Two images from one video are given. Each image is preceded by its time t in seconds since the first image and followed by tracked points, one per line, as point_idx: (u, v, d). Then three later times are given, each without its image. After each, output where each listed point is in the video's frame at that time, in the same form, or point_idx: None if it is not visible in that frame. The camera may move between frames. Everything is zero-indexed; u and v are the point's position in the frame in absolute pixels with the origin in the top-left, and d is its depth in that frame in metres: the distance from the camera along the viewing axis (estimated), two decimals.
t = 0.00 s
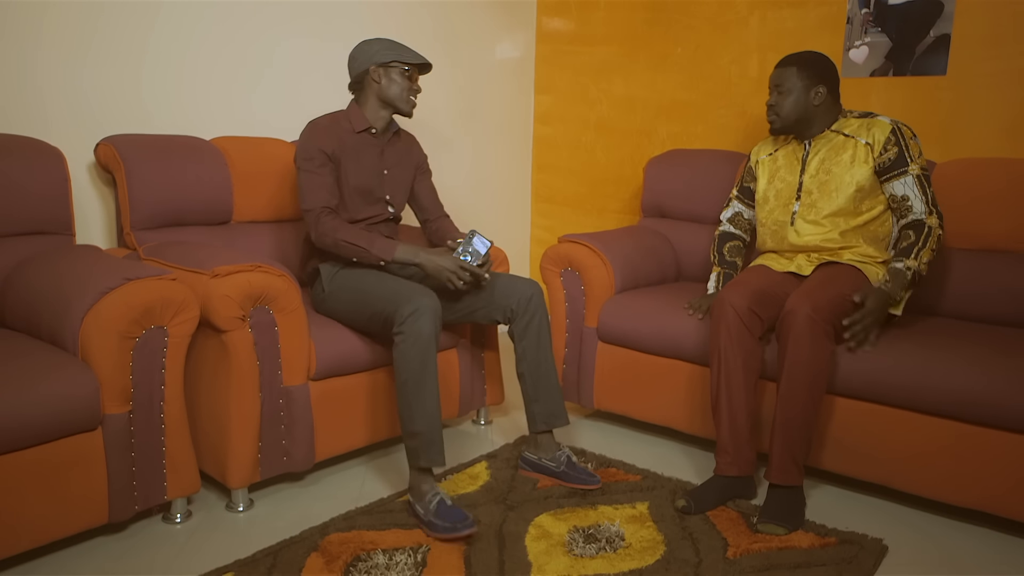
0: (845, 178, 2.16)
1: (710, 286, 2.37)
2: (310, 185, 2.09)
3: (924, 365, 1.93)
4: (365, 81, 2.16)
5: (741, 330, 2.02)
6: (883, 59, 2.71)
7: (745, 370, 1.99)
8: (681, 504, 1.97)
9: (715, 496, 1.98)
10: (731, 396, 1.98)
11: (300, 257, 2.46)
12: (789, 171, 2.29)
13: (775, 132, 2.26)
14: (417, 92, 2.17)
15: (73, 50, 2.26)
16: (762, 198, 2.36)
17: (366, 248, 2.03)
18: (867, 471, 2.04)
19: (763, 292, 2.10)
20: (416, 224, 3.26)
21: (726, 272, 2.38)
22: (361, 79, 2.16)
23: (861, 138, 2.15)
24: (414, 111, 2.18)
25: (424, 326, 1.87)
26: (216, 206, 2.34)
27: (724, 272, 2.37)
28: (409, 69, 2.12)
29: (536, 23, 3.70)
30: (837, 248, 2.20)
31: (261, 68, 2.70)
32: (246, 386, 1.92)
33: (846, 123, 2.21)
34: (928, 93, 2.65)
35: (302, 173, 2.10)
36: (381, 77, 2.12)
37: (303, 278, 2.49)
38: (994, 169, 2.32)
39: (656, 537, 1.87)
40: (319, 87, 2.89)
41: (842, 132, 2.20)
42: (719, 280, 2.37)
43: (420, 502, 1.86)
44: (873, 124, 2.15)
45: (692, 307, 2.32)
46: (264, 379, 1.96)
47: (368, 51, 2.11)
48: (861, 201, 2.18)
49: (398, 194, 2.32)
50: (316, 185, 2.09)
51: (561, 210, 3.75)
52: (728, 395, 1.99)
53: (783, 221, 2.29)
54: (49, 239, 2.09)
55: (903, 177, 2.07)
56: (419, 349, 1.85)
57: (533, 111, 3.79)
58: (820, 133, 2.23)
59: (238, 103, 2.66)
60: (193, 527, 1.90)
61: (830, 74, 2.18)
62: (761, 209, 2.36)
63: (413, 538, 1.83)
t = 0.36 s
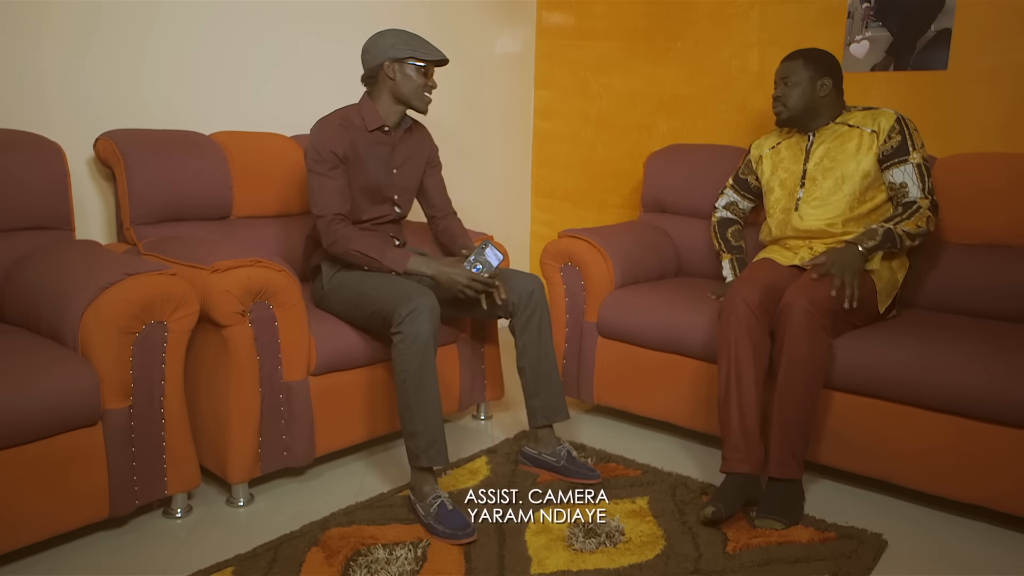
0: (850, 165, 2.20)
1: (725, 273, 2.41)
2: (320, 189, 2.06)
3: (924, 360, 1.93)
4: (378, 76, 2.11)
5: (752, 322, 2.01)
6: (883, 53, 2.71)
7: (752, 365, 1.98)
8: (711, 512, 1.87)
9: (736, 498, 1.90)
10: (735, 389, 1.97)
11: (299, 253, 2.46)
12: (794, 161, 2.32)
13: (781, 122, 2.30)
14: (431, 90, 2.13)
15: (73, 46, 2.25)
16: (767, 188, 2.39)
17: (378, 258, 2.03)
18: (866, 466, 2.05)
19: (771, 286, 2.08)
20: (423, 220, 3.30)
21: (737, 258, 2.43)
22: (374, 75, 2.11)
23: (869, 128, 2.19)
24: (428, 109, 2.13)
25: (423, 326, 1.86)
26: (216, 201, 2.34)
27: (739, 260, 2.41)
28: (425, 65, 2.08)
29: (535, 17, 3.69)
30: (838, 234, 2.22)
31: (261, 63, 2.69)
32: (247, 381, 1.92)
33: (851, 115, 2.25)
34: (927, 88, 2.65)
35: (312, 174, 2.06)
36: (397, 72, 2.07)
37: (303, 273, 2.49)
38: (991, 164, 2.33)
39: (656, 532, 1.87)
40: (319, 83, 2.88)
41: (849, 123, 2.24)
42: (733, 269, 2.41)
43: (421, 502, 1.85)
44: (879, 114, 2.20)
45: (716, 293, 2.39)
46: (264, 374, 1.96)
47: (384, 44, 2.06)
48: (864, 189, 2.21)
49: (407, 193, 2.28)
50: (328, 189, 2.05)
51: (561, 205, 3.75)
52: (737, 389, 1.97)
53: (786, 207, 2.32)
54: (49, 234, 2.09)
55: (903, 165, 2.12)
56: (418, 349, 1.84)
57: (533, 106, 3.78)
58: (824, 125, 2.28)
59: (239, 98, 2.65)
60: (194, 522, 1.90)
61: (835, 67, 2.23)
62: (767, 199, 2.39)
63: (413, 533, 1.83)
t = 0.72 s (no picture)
0: (841, 161, 2.21)
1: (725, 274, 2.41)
2: (331, 196, 2.03)
3: (923, 359, 1.93)
4: (394, 81, 2.08)
5: (746, 325, 2.00)
6: (883, 53, 2.71)
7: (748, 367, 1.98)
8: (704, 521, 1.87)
9: (730, 504, 1.90)
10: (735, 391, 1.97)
11: (299, 252, 2.46)
12: (787, 162, 2.33)
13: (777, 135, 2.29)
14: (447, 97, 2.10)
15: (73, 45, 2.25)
16: (763, 191, 2.40)
17: (385, 268, 2.04)
18: (866, 465, 2.05)
19: (767, 288, 2.07)
20: (434, 219, 3.37)
21: (738, 261, 2.42)
22: (390, 79, 2.08)
23: (858, 125, 2.20)
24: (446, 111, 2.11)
25: (422, 326, 1.86)
26: (216, 200, 2.34)
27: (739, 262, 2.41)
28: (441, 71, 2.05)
29: (535, 16, 3.69)
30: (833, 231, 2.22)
31: (261, 62, 2.69)
32: (247, 380, 1.92)
33: (843, 114, 2.25)
34: (927, 87, 2.65)
35: (322, 180, 2.04)
36: (412, 79, 2.04)
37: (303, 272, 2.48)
38: (991, 163, 2.32)
39: (656, 531, 1.87)
40: (320, 82, 2.88)
41: (839, 122, 2.24)
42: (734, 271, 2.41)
43: (421, 501, 1.85)
44: (868, 110, 2.20)
45: (715, 293, 2.41)
46: (264, 373, 1.96)
47: (400, 50, 2.02)
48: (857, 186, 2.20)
49: (416, 195, 2.27)
50: (339, 197, 2.03)
51: (561, 204, 3.75)
52: (732, 393, 1.96)
53: (781, 207, 2.33)
54: (48, 233, 2.09)
55: (892, 160, 2.13)
56: (417, 347, 1.84)
57: (533, 105, 3.78)
58: (818, 127, 2.28)
59: (239, 98, 2.65)
60: (194, 521, 1.90)
61: (813, 68, 2.24)
62: (765, 202, 2.39)
63: (413, 532, 1.84)
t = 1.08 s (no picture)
0: (843, 160, 2.21)
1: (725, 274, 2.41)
2: (338, 198, 2.03)
3: (923, 359, 1.93)
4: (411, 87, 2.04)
5: (750, 325, 1.99)
6: (883, 52, 2.71)
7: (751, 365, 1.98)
8: (702, 514, 1.89)
9: (730, 503, 1.91)
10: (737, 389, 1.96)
11: (299, 251, 2.46)
12: (788, 164, 2.34)
13: (778, 135, 2.29)
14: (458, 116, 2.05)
15: (73, 44, 2.25)
16: (764, 193, 2.39)
17: (388, 270, 2.03)
18: (865, 464, 2.05)
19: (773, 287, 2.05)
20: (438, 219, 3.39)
21: (738, 260, 2.42)
22: (408, 84, 2.04)
23: (859, 124, 2.21)
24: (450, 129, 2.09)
25: (422, 326, 1.86)
26: (216, 199, 2.33)
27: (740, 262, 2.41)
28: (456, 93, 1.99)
29: (535, 15, 3.69)
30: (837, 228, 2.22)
31: (261, 62, 2.69)
32: (247, 380, 1.92)
33: (843, 113, 2.26)
34: (927, 86, 2.64)
35: (331, 181, 2.04)
36: (425, 92, 2.00)
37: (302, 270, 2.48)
38: (991, 162, 2.32)
39: (656, 530, 1.87)
40: (320, 81, 2.88)
41: (839, 121, 2.24)
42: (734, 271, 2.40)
43: (421, 501, 1.85)
44: (868, 109, 2.21)
45: (715, 293, 2.41)
46: (264, 372, 1.96)
47: (421, 59, 1.96)
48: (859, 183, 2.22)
49: (425, 200, 2.27)
50: (346, 201, 2.03)
51: (561, 203, 3.75)
52: (736, 392, 1.96)
53: (783, 207, 2.33)
54: (48, 232, 2.08)
55: (896, 158, 2.13)
56: (417, 346, 1.84)
57: (533, 103, 3.78)
58: (818, 127, 2.29)
59: (239, 97, 2.65)
60: (194, 520, 1.90)
61: (812, 68, 2.25)
62: (767, 203, 2.39)
63: (413, 532, 1.84)
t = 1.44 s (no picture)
0: (849, 158, 2.25)
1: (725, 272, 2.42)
2: (345, 197, 2.02)
3: (923, 357, 1.93)
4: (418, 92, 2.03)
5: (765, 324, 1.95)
6: (884, 51, 2.71)
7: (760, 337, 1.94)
8: (700, 513, 1.89)
9: (729, 502, 1.90)
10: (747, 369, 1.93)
11: (299, 249, 2.46)
12: (794, 154, 2.40)
13: (792, 129, 2.33)
14: (454, 132, 2.03)
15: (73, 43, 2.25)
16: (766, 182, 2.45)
17: (391, 271, 2.03)
18: (865, 463, 2.05)
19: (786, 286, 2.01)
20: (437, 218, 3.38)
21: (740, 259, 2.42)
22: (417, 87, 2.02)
23: (872, 126, 2.25)
24: (443, 143, 2.07)
25: (421, 326, 1.85)
26: (215, 198, 2.33)
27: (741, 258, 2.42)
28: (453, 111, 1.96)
29: (536, 14, 3.69)
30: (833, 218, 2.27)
31: (262, 62, 2.69)
32: (247, 379, 1.92)
33: (857, 114, 2.31)
34: (927, 84, 2.64)
35: (336, 180, 2.03)
36: (428, 99, 1.99)
37: (302, 269, 2.48)
38: (991, 160, 2.32)
39: (656, 528, 1.87)
40: (320, 80, 2.88)
41: (852, 121, 2.29)
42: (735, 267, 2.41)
43: (421, 500, 1.85)
44: (881, 115, 2.27)
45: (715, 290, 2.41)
46: (264, 371, 1.96)
47: (436, 68, 1.94)
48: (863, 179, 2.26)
49: (430, 201, 2.27)
50: (352, 200, 2.02)
51: (561, 202, 3.75)
52: (748, 392, 1.92)
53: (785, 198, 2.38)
54: (48, 231, 2.08)
55: (911, 163, 2.18)
56: (418, 345, 1.84)
57: (533, 102, 3.77)
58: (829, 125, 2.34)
59: (240, 96, 2.65)
60: (194, 519, 1.90)
61: (838, 67, 2.28)
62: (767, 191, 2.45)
63: (412, 530, 1.84)
